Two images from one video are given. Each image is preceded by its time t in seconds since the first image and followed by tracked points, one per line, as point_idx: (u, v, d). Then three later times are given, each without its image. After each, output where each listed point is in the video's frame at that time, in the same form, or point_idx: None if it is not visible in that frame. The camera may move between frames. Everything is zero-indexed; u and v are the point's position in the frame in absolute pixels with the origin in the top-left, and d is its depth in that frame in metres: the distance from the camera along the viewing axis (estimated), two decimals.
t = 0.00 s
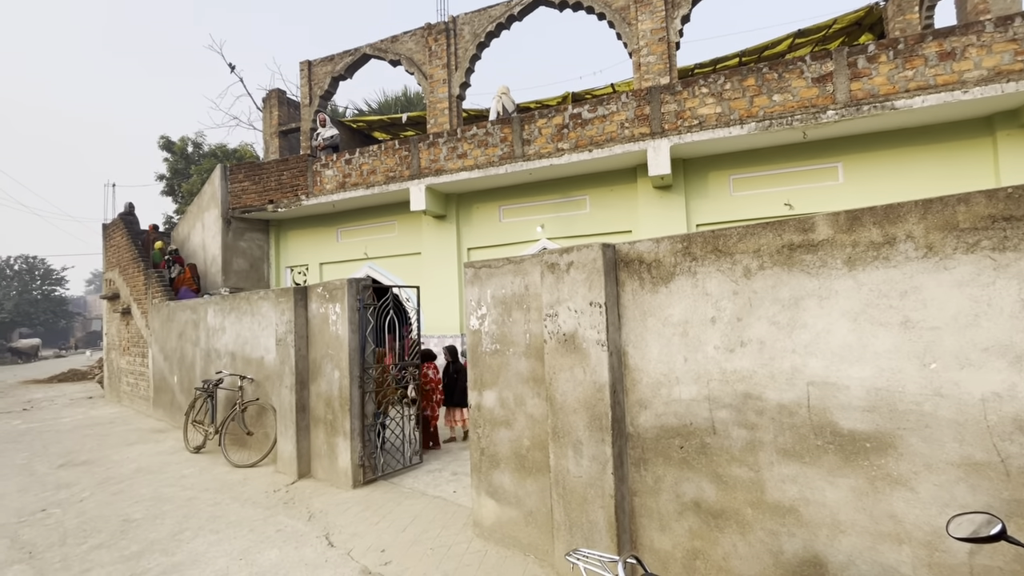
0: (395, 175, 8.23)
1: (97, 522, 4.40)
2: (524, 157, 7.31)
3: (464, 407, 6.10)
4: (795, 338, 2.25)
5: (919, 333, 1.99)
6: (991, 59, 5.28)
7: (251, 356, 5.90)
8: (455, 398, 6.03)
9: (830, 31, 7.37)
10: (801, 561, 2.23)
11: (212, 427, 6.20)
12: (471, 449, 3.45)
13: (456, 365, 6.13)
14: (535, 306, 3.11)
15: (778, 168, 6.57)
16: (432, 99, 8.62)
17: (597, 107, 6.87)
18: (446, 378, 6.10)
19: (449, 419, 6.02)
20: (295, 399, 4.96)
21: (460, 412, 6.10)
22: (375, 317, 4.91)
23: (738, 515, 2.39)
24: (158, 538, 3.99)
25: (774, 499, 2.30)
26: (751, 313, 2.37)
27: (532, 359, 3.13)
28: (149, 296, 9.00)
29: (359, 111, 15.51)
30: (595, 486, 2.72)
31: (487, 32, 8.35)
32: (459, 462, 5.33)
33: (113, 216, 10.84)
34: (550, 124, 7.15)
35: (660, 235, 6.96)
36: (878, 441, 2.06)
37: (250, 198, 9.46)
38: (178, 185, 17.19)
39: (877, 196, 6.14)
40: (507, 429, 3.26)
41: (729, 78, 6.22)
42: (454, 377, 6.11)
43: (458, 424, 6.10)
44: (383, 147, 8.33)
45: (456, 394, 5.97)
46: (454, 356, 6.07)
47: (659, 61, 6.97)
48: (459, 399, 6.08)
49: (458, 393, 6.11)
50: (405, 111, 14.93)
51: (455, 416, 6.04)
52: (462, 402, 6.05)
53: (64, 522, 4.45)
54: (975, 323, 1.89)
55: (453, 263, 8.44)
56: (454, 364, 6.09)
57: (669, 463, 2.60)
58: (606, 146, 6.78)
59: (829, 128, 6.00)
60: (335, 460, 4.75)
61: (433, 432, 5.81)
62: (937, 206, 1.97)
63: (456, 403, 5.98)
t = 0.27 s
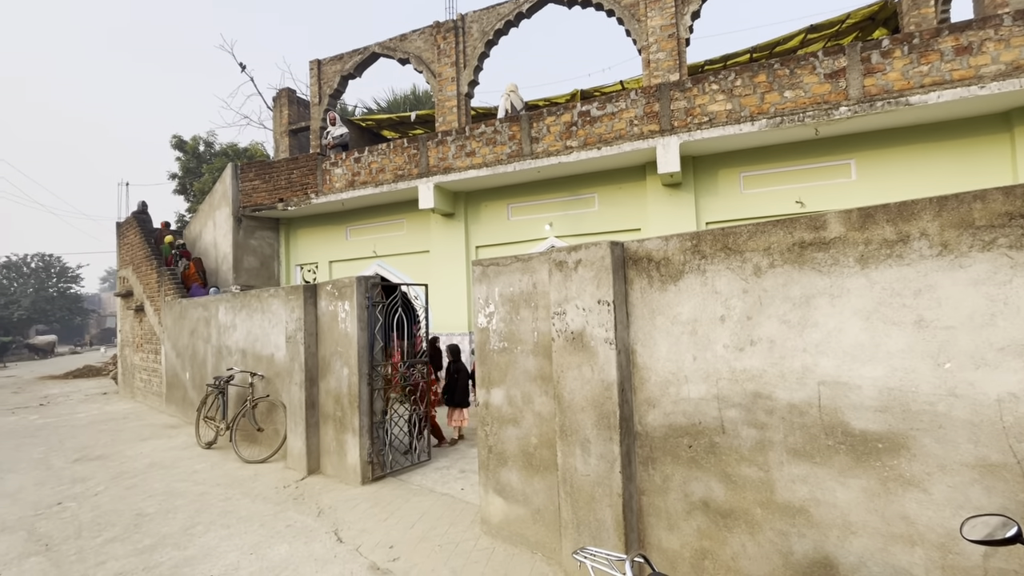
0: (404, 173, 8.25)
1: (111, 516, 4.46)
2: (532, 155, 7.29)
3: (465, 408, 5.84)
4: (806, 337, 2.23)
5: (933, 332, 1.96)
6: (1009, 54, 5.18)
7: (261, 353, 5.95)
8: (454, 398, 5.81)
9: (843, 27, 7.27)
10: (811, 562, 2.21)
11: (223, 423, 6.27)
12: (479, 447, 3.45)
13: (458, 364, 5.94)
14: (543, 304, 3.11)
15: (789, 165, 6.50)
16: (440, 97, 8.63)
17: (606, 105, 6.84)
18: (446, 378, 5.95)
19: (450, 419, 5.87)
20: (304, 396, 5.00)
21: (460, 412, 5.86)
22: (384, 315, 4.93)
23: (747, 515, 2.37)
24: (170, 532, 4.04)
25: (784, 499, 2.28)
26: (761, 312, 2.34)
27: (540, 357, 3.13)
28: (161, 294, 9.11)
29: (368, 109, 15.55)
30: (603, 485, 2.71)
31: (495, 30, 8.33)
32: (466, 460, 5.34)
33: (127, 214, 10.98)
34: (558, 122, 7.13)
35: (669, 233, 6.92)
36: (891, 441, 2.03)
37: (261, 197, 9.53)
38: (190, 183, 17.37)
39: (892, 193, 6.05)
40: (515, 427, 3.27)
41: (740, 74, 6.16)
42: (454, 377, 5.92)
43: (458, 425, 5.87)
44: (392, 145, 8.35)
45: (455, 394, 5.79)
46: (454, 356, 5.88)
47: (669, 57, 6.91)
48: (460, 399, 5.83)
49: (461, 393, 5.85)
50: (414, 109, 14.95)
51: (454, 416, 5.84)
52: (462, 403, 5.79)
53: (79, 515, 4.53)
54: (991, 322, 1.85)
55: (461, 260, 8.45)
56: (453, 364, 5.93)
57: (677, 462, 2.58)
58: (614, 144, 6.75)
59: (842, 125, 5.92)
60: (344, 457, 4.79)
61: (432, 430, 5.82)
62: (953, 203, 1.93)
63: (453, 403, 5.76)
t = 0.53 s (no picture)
0: (413, 172, 8.27)
1: (125, 509, 4.53)
2: (541, 153, 7.28)
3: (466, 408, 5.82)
4: (818, 336, 2.20)
5: (949, 331, 1.92)
6: None
7: (272, 350, 6.00)
8: (454, 398, 5.83)
9: (856, 22, 7.18)
10: (823, 563, 2.18)
11: (234, 419, 6.34)
12: (487, 444, 3.46)
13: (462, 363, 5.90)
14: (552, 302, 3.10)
15: (801, 163, 6.43)
16: (449, 95, 8.64)
17: (615, 102, 6.80)
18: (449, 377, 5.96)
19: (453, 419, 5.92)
20: (314, 393, 5.04)
21: (462, 412, 5.87)
22: (393, 312, 4.95)
23: (757, 515, 2.35)
24: (182, 526, 4.09)
25: (795, 500, 2.25)
26: (772, 311, 2.32)
27: (548, 356, 3.13)
28: (174, 291, 9.23)
29: (377, 108, 15.60)
30: (611, 484, 2.70)
31: (504, 28, 8.32)
32: (474, 457, 5.35)
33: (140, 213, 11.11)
34: (567, 120, 7.11)
35: (679, 231, 6.87)
36: (905, 442, 2.00)
37: (271, 195, 9.60)
38: (202, 182, 17.54)
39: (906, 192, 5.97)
40: (523, 425, 3.27)
41: (751, 71, 6.10)
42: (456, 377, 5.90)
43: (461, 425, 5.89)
44: (401, 144, 8.38)
45: (455, 395, 5.79)
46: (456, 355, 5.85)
47: (679, 54, 6.86)
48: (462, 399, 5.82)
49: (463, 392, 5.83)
50: (423, 107, 14.98)
51: (456, 416, 5.87)
52: (462, 403, 5.80)
53: (94, 509, 4.59)
54: (1009, 322, 1.82)
55: (470, 259, 8.46)
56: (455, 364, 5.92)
57: (687, 462, 2.57)
58: (624, 141, 6.72)
59: (855, 122, 5.85)
60: (353, 453, 4.82)
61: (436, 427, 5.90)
62: (970, 200, 1.90)
63: (453, 403, 5.80)
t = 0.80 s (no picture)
0: (422, 170, 8.29)
1: (138, 504, 4.58)
2: (550, 152, 7.26)
3: (467, 408, 5.82)
4: (832, 337, 2.17)
5: (966, 332, 1.89)
6: None
7: (282, 348, 6.05)
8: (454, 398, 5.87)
9: (871, 19, 7.08)
10: (835, 566, 2.16)
11: (245, 416, 6.40)
12: (496, 443, 3.46)
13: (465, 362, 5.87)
14: (561, 301, 3.09)
15: (814, 161, 6.36)
16: (459, 94, 8.64)
17: (625, 101, 6.77)
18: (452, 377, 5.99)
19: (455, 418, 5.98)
20: (324, 390, 5.07)
21: (462, 412, 5.90)
22: (402, 311, 4.97)
23: (769, 517, 2.33)
24: (195, 521, 4.13)
25: (806, 502, 2.23)
26: (784, 310, 2.30)
27: (557, 355, 3.12)
28: (186, 289, 9.33)
29: (386, 107, 15.66)
30: (620, 483, 2.69)
31: (514, 26, 8.30)
32: (483, 456, 5.35)
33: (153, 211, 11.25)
34: (576, 118, 7.09)
35: (689, 230, 6.83)
36: (919, 444, 1.98)
37: (282, 194, 9.66)
38: (214, 181, 17.71)
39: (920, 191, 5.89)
40: (532, 424, 3.26)
41: (763, 69, 6.04)
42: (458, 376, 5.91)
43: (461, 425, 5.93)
44: (410, 143, 8.40)
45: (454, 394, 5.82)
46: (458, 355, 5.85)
47: (690, 52, 6.81)
48: (464, 399, 5.83)
49: (464, 392, 5.83)
50: (432, 107, 15.01)
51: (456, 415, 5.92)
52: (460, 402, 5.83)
53: (108, 503, 4.66)
54: None
55: (478, 257, 8.47)
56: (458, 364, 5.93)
57: (697, 462, 2.55)
58: (633, 140, 6.68)
59: (869, 120, 5.77)
60: (362, 451, 4.84)
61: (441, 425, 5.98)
62: (989, 198, 1.86)
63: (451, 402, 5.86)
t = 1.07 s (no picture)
0: (431, 170, 8.31)
1: (149, 499, 4.64)
2: (558, 152, 7.25)
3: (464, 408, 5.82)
4: (842, 338, 2.15)
5: (980, 335, 1.86)
6: None
7: (291, 346, 6.09)
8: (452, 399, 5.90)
9: (885, 16, 6.99)
10: (844, 570, 2.14)
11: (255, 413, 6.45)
12: (502, 442, 3.46)
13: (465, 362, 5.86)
14: (569, 301, 3.08)
15: (825, 161, 6.30)
16: (467, 94, 8.65)
17: (634, 100, 6.73)
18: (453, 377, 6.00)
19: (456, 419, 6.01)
20: (332, 388, 5.10)
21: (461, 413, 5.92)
22: (409, 309, 4.99)
23: (777, 520, 2.30)
24: (204, 516, 4.17)
25: (816, 505, 2.21)
26: (794, 311, 2.27)
27: (564, 355, 3.11)
28: (198, 287, 9.44)
29: (395, 107, 15.70)
30: (627, 484, 2.68)
31: (523, 25, 8.29)
32: (489, 455, 5.36)
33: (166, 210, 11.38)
34: (585, 118, 7.07)
35: (698, 230, 6.78)
36: (932, 448, 1.95)
37: (292, 193, 9.73)
38: (225, 181, 17.87)
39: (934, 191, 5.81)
40: (538, 424, 3.26)
41: (774, 67, 5.99)
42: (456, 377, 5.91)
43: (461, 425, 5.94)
44: (419, 142, 8.42)
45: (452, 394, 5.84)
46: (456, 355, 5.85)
47: (700, 51, 6.77)
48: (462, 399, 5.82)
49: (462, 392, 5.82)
50: (440, 106, 15.03)
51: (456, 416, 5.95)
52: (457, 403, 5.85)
53: (120, 498, 4.72)
54: None
55: (486, 257, 8.47)
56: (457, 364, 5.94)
57: (704, 464, 2.53)
58: (642, 139, 6.65)
59: (882, 119, 5.70)
60: (370, 448, 4.86)
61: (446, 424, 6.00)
62: (1005, 198, 1.82)
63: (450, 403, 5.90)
